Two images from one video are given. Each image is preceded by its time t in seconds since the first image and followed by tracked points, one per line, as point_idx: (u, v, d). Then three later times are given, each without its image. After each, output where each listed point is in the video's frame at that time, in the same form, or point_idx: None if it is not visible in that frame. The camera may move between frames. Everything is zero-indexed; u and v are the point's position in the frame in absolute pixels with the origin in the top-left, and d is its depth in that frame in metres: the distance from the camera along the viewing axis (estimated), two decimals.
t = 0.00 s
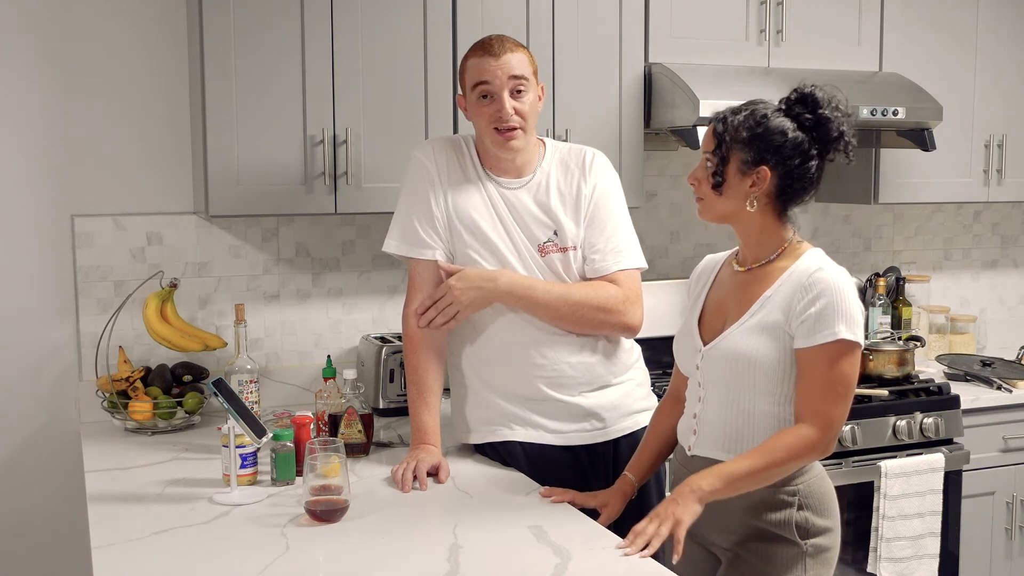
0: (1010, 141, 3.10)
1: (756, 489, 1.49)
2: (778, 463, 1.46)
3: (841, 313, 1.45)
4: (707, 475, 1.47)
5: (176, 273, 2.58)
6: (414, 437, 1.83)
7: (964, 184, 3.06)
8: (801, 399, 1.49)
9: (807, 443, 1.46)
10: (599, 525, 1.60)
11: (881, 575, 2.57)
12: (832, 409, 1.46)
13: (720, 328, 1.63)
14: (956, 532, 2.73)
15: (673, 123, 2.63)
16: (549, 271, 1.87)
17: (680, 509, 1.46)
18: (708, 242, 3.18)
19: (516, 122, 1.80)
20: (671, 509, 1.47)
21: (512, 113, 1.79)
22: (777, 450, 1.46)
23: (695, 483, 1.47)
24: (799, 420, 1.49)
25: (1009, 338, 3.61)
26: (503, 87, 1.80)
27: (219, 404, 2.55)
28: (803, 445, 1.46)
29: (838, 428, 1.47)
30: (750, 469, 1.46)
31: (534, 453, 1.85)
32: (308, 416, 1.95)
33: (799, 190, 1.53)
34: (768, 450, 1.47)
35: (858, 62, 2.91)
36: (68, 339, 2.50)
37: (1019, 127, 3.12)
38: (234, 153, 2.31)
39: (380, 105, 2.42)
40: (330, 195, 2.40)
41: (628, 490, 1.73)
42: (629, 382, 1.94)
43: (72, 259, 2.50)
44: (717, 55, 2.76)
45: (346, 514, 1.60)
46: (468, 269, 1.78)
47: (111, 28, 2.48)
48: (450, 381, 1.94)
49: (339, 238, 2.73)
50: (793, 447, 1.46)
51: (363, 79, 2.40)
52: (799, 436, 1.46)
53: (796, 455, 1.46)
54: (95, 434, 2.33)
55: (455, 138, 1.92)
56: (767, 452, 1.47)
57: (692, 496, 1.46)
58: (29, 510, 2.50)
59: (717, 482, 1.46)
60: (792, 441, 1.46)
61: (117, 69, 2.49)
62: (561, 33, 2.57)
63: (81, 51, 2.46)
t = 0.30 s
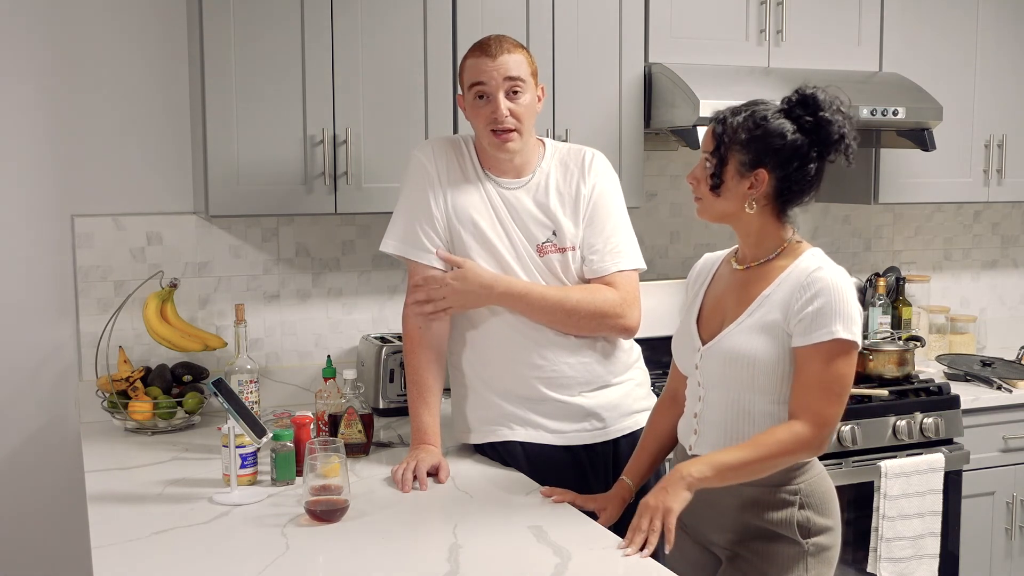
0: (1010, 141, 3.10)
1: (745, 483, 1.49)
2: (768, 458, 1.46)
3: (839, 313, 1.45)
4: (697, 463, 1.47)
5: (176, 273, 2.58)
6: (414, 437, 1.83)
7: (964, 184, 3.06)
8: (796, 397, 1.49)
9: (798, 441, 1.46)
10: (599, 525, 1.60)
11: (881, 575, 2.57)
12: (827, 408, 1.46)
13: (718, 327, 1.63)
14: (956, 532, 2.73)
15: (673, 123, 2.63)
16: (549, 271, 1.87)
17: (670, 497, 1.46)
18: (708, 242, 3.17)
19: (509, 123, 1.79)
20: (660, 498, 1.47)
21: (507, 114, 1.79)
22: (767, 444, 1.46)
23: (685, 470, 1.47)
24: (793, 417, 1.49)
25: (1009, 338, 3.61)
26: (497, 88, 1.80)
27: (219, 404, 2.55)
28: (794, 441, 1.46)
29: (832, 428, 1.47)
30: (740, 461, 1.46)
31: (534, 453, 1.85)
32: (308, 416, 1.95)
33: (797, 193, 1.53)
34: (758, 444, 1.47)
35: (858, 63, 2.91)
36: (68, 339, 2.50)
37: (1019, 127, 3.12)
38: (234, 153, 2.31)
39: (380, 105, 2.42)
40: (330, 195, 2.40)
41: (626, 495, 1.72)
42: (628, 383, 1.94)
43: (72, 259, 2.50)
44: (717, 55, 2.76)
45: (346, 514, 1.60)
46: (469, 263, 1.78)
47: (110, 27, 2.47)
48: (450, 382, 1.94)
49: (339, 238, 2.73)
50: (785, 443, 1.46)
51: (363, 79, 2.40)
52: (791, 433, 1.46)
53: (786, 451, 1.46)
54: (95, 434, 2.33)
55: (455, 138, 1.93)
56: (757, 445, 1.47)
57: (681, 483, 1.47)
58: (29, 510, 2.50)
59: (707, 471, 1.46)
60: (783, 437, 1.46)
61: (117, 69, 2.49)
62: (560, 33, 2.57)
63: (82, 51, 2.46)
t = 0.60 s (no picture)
0: (1010, 141, 3.10)
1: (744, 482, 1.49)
2: (767, 457, 1.46)
3: (836, 312, 1.45)
4: (695, 462, 1.48)
5: (176, 273, 2.58)
6: (414, 437, 1.83)
7: (964, 184, 3.06)
8: (794, 397, 1.49)
9: (797, 440, 1.46)
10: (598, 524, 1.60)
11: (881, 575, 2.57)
12: (826, 407, 1.46)
13: (717, 326, 1.63)
14: (956, 532, 2.73)
15: (673, 122, 2.63)
16: (548, 271, 1.87)
17: (669, 496, 1.46)
18: (708, 242, 3.17)
19: (510, 123, 1.79)
20: (659, 498, 1.47)
21: (508, 114, 1.79)
22: (766, 443, 1.46)
23: (682, 470, 1.48)
24: (792, 417, 1.49)
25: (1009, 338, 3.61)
26: (497, 87, 1.80)
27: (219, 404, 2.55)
28: (793, 440, 1.46)
29: (831, 427, 1.47)
30: (738, 459, 1.46)
31: (534, 453, 1.85)
32: (308, 416, 1.95)
33: (796, 193, 1.53)
34: (756, 443, 1.47)
35: (858, 63, 2.91)
36: (68, 339, 2.50)
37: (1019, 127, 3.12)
38: (234, 153, 2.31)
39: (380, 105, 2.42)
40: (330, 195, 2.40)
41: (626, 494, 1.73)
42: (628, 382, 1.94)
43: (72, 259, 2.50)
44: (717, 55, 2.76)
45: (346, 514, 1.60)
46: (467, 267, 1.80)
47: (109, 27, 2.48)
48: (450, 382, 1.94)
49: (339, 238, 2.73)
50: (784, 443, 1.46)
51: (363, 79, 2.40)
52: (790, 432, 1.46)
53: (785, 450, 1.46)
54: (95, 434, 2.33)
55: (455, 138, 1.92)
56: (755, 444, 1.47)
57: (679, 482, 1.47)
58: (29, 510, 2.50)
59: (704, 470, 1.46)
60: (782, 435, 1.46)
61: (117, 69, 2.49)
62: (560, 33, 2.57)
63: (82, 51, 2.46)
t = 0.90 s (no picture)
0: (1010, 141, 3.10)
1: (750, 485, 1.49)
2: (772, 461, 1.46)
3: (838, 313, 1.45)
4: (699, 467, 1.48)
5: (176, 273, 2.58)
6: (414, 437, 1.83)
7: (964, 184, 3.06)
8: (797, 398, 1.49)
9: (802, 442, 1.46)
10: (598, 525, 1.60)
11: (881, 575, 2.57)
12: (828, 408, 1.46)
13: (716, 327, 1.63)
14: (956, 532, 2.73)
15: (673, 122, 2.63)
16: (549, 271, 1.87)
17: (673, 500, 1.46)
18: (708, 242, 3.17)
19: (510, 121, 1.79)
20: (664, 502, 1.47)
21: (508, 112, 1.79)
22: (772, 446, 1.46)
23: (688, 475, 1.48)
24: (796, 419, 1.49)
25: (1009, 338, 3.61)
26: (497, 86, 1.80)
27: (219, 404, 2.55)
28: (798, 442, 1.46)
29: (835, 428, 1.47)
30: (743, 463, 1.46)
31: (534, 453, 1.85)
32: (308, 416, 1.95)
33: (796, 192, 1.53)
34: (761, 446, 1.47)
35: (858, 63, 2.91)
36: (68, 339, 2.50)
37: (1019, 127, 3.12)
38: (234, 153, 2.31)
39: (380, 105, 2.42)
40: (330, 195, 2.40)
41: (625, 495, 1.72)
42: (628, 382, 1.94)
43: (72, 259, 2.50)
44: (717, 55, 2.75)
45: (346, 515, 1.60)
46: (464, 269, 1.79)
47: (110, 27, 2.48)
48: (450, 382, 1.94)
49: (339, 238, 2.73)
50: (788, 445, 1.46)
51: (363, 79, 2.40)
52: (795, 435, 1.46)
53: (790, 453, 1.46)
54: (95, 434, 2.33)
55: (455, 138, 1.92)
56: (760, 447, 1.47)
57: (684, 488, 1.47)
58: (29, 510, 2.50)
59: (709, 475, 1.46)
60: (787, 438, 1.46)
61: (117, 69, 2.49)
62: (560, 33, 2.57)
63: (82, 51, 2.46)
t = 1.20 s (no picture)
0: (1010, 141, 3.10)
1: (750, 485, 1.49)
2: (773, 462, 1.46)
3: (839, 314, 1.45)
4: (700, 468, 1.48)
5: (176, 273, 2.58)
6: (414, 437, 1.83)
7: (964, 184, 3.06)
8: (798, 399, 1.49)
9: (803, 443, 1.46)
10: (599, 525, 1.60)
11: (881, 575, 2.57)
12: (829, 409, 1.46)
13: (717, 327, 1.63)
14: (956, 532, 2.73)
15: (673, 123, 2.63)
16: (548, 272, 1.87)
17: (673, 501, 1.47)
18: (708, 242, 3.17)
19: (510, 121, 1.79)
20: (664, 503, 1.48)
21: (507, 112, 1.79)
22: (773, 448, 1.46)
23: (688, 476, 1.48)
24: (797, 420, 1.49)
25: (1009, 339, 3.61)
26: (496, 87, 1.80)
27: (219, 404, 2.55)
28: (798, 444, 1.46)
29: (836, 430, 1.47)
30: (744, 464, 1.46)
31: (534, 453, 1.85)
32: (308, 416, 1.95)
33: (795, 191, 1.53)
34: (762, 447, 1.47)
35: (858, 63, 2.91)
36: (68, 339, 2.50)
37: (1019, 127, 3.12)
38: (234, 153, 2.31)
39: (380, 105, 2.42)
40: (330, 195, 2.40)
41: (626, 495, 1.72)
42: (628, 382, 1.94)
43: (72, 259, 2.50)
44: (716, 55, 2.75)
45: (346, 515, 1.60)
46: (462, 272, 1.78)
47: (110, 27, 2.48)
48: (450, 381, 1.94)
49: (339, 238, 2.73)
50: (788, 446, 1.46)
51: (363, 79, 2.40)
52: (795, 436, 1.46)
53: (791, 454, 1.46)
54: (96, 434, 2.33)
55: (455, 138, 1.92)
56: (761, 448, 1.47)
57: (684, 489, 1.47)
58: (29, 510, 2.50)
59: (710, 476, 1.46)
60: (788, 439, 1.46)
61: (117, 69, 2.49)
62: (560, 33, 2.57)
63: (82, 51, 2.46)
